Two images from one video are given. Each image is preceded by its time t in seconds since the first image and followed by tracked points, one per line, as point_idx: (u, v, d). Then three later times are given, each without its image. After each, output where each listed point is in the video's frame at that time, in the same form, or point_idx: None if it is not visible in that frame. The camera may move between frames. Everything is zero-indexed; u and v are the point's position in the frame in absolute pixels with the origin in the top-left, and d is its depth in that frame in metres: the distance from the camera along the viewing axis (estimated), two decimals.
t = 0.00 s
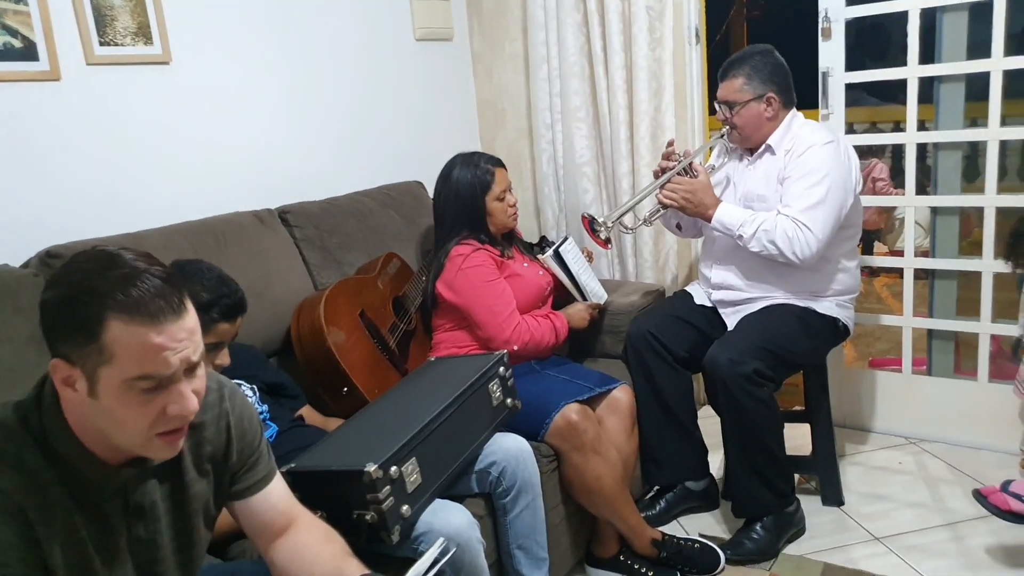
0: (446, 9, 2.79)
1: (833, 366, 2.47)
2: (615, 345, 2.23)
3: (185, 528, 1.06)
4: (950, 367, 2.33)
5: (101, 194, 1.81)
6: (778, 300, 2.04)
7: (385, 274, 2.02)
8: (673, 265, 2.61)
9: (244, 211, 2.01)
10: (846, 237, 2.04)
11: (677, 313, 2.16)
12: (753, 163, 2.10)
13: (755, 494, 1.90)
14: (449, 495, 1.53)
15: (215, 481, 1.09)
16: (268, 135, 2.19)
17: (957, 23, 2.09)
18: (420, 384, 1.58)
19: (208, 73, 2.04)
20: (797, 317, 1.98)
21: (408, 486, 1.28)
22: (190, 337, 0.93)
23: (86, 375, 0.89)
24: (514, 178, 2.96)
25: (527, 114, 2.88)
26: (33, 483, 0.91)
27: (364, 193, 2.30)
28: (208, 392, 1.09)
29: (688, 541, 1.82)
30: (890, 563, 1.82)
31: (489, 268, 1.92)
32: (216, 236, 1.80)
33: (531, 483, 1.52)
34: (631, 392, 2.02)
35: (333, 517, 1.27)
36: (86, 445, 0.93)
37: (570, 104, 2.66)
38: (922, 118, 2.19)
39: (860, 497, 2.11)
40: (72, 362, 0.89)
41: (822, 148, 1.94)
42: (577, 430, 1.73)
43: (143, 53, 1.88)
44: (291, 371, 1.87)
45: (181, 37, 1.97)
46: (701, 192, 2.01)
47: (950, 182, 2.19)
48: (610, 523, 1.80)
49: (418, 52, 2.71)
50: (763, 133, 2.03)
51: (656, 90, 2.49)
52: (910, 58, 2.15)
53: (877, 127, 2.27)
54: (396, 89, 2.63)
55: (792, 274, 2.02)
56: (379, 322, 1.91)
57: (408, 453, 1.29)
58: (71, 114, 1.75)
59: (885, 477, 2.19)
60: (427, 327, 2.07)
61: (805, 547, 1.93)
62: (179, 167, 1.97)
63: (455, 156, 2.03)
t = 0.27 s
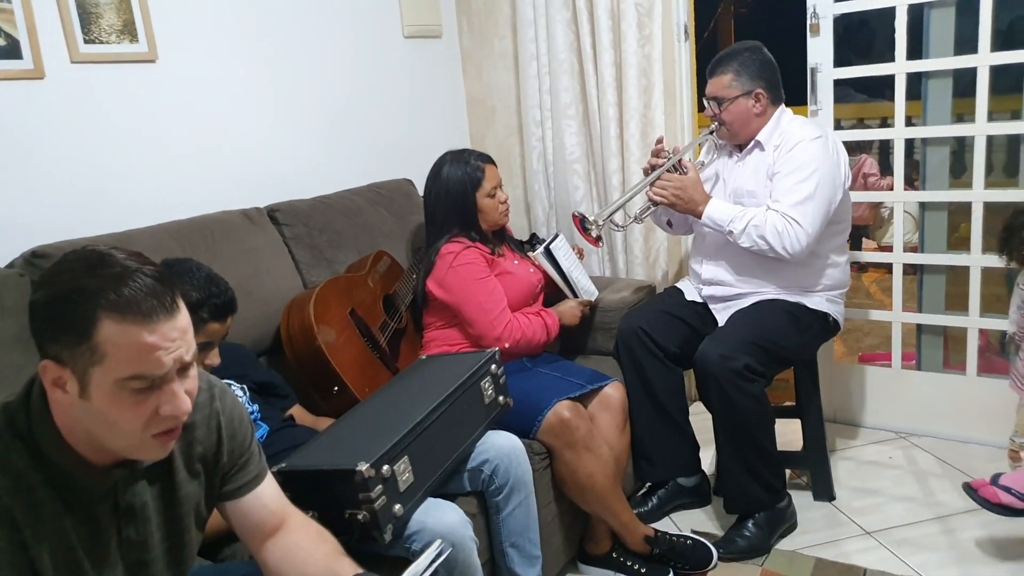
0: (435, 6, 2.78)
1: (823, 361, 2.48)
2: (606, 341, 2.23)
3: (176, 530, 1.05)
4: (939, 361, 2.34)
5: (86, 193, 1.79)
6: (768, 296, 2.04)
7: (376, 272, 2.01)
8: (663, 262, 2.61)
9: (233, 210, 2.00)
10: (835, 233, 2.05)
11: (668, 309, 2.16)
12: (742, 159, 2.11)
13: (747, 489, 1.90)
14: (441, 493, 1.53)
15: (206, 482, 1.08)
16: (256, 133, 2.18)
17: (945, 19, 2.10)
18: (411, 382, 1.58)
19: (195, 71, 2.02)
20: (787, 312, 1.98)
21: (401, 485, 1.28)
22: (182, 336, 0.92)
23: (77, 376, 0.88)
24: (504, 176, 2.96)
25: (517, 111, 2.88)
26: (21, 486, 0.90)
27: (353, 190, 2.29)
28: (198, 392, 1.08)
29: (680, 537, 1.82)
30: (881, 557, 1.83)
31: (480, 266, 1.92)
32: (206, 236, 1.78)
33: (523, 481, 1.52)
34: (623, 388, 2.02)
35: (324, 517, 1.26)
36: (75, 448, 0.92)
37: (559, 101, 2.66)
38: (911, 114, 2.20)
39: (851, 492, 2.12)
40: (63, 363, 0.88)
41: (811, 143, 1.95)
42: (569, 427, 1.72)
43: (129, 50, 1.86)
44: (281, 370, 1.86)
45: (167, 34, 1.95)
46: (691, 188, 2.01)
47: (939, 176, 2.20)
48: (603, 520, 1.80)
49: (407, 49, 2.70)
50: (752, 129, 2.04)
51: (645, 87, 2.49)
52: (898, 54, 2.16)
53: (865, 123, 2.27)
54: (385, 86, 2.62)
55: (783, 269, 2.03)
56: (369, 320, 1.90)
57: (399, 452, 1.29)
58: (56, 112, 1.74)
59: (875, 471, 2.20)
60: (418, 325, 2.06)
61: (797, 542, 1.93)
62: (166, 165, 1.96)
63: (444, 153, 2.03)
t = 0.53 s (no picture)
0: (421, 5, 2.76)
1: (815, 355, 2.49)
2: (599, 338, 2.23)
3: (167, 537, 1.04)
4: (931, 353, 2.35)
5: (72, 197, 1.77)
6: (760, 291, 2.04)
7: (366, 273, 1.99)
8: (654, 258, 2.61)
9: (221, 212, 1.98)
10: (826, 227, 2.05)
11: (660, 305, 2.16)
12: (732, 154, 2.11)
13: (742, 485, 1.90)
14: (435, 494, 1.52)
15: (197, 488, 1.07)
16: (243, 135, 2.16)
17: (931, 11, 2.10)
18: (403, 383, 1.57)
19: (180, 72, 2.00)
20: (779, 307, 1.98)
21: (394, 487, 1.27)
22: (171, 339, 0.91)
23: (65, 380, 0.86)
24: (494, 174, 2.95)
25: (505, 110, 2.87)
26: (9, 494, 0.89)
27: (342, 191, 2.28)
28: (188, 396, 1.06)
29: (675, 534, 1.83)
30: (876, 551, 1.83)
31: (470, 265, 1.91)
32: (195, 239, 1.77)
33: (517, 480, 1.51)
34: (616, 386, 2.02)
35: (318, 520, 1.25)
36: (64, 454, 0.91)
37: (548, 99, 2.65)
38: (899, 108, 2.20)
39: (845, 485, 2.12)
40: (50, 368, 0.86)
41: (801, 137, 1.95)
42: (563, 425, 1.72)
43: (114, 54, 1.84)
44: (272, 373, 1.84)
45: (152, 37, 1.94)
46: (683, 184, 2.01)
47: (928, 169, 2.21)
48: (598, 518, 1.79)
49: (394, 49, 2.68)
50: (742, 124, 2.03)
51: (634, 84, 2.48)
52: (885, 47, 2.16)
53: (853, 117, 2.28)
54: (372, 86, 2.60)
55: (775, 264, 2.03)
56: (360, 322, 1.89)
57: (393, 453, 1.28)
58: (41, 117, 1.72)
59: (869, 464, 2.20)
60: (409, 326, 2.05)
61: (793, 537, 1.93)
62: (153, 169, 1.94)
63: (433, 152, 2.02)
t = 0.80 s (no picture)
0: (411, 3, 2.75)
1: (809, 350, 2.49)
2: (593, 336, 2.22)
3: (159, 542, 1.03)
4: (925, 346, 2.35)
5: (61, 201, 1.76)
6: (754, 287, 2.04)
7: (358, 274, 1.98)
8: (648, 255, 2.60)
9: (211, 215, 1.97)
10: (822, 222, 2.05)
11: (654, 302, 2.15)
12: (727, 151, 2.10)
13: (738, 481, 1.90)
14: (430, 495, 1.51)
15: (189, 492, 1.06)
16: (232, 136, 2.15)
17: (921, 5, 2.10)
18: (396, 384, 1.56)
19: (168, 74, 1.99)
20: (773, 302, 1.98)
21: (389, 488, 1.26)
22: (160, 340, 0.90)
23: (52, 385, 0.85)
24: (486, 173, 2.94)
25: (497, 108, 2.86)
26: None
27: (334, 192, 2.27)
28: (178, 401, 1.06)
29: (672, 531, 1.82)
30: (873, 545, 1.83)
31: (463, 265, 1.90)
32: (185, 241, 1.76)
33: (513, 480, 1.51)
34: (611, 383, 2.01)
35: (312, 523, 1.24)
36: (52, 461, 0.90)
37: (539, 97, 2.64)
38: (890, 102, 2.20)
39: (841, 480, 2.12)
40: (37, 373, 0.85)
41: (798, 133, 1.94)
42: (558, 424, 1.71)
43: (101, 55, 1.83)
44: (265, 375, 1.83)
45: (140, 38, 1.92)
46: (680, 182, 2.00)
47: (919, 162, 2.21)
48: (594, 516, 1.79)
49: (384, 49, 2.67)
50: (736, 121, 2.03)
51: (625, 81, 2.48)
52: (875, 41, 2.16)
53: (845, 112, 2.28)
54: (362, 86, 2.59)
55: (770, 260, 2.02)
56: (353, 323, 1.88)
57: (387, 454, 1.27)
58: (27, 120, 1.70)
59: (865, 458, 2.20)
60: (402, 326, 2.04)
61: (789, 532, 1.93)
62: (143, 171, 1.93)
63: (424, 152, 2.01)
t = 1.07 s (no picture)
0: (393, 2, 2.74)
1: (793, 346, 2.50)
2: (578, 334, 2.22)
3: (136, 548, 1.01)
4: (907, 342, 2.37)
5: (37, 203, 1.73)
6: (739, 284, 2.04)
7: (341, 274, 1.97)
8: (632, 253, 2.60)
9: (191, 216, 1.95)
10: (809, 220, 2.06)
11: (638, 301, 2.15)
12: (713, 150, 2.11)
13: (723, 478, 1.90)
14: (414, 496, 1.50)
15: (167, 497, 1.05)
16: (213, 136, 2.13)
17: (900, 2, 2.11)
18: (379, 385, 1.55)
19: (147, 74, 1.96)
20: (757, 299, 1.98)
21: (371, 491, 1.25)
22: (134, 342, 0.89)
23: (23, 390, 0.84)
24: (470, 173, 2.93)
25: (480, 107, 2.85)
26: None
27: (316, 192, 2.25)
28: (155, 404, 1.04)
29: (657, 529, 1.82)
30: (857, 540, 1.84)
31: (447, 265, 1.89)
32: (164, 243, 1.74)
33: (497, 479, 1.50)
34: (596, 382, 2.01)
35: (294, 527, 1.23)
36: (25, 466, 0.89)
37: (523, 96, 2.64)
38: (871, 100, 2.22)
39: (826, 476, 2.13)
40: (8, 378, 0.84)
41: (785, 132, 1.95)
42: (543, 423, 1.71)
43: (78, 56, 1.81)
44: (247, 377, 1.82)
45: (117, 38, 1.90)
46: (669, 183, 2.00)
47: (900, 159, 2.22)
48: (580, 515, 1.79)
49: (367, 48, 2.66)
50: (723, 119, 2.04)
51: (608, 79, 2.47)
52: (856, 38, 2.17)
53: (828, 110, 2.29)
54: (344, 85, 2.57)
55: (754, 258, 2.03)
56: (336, 324, 1.87)
57: (369, 456, 1.26)
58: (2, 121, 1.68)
59: (849, 454, 2.21)
60: (385, 326, 2.03)
61: (774, 528, 1.94)
62: (121, 173, 1.90)
63: (407, 151, 2.00)
